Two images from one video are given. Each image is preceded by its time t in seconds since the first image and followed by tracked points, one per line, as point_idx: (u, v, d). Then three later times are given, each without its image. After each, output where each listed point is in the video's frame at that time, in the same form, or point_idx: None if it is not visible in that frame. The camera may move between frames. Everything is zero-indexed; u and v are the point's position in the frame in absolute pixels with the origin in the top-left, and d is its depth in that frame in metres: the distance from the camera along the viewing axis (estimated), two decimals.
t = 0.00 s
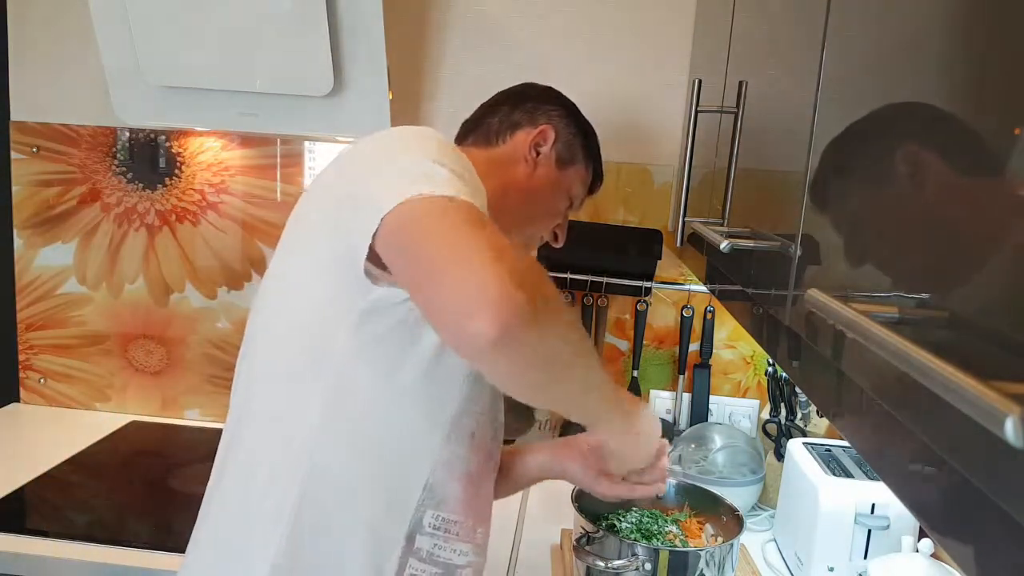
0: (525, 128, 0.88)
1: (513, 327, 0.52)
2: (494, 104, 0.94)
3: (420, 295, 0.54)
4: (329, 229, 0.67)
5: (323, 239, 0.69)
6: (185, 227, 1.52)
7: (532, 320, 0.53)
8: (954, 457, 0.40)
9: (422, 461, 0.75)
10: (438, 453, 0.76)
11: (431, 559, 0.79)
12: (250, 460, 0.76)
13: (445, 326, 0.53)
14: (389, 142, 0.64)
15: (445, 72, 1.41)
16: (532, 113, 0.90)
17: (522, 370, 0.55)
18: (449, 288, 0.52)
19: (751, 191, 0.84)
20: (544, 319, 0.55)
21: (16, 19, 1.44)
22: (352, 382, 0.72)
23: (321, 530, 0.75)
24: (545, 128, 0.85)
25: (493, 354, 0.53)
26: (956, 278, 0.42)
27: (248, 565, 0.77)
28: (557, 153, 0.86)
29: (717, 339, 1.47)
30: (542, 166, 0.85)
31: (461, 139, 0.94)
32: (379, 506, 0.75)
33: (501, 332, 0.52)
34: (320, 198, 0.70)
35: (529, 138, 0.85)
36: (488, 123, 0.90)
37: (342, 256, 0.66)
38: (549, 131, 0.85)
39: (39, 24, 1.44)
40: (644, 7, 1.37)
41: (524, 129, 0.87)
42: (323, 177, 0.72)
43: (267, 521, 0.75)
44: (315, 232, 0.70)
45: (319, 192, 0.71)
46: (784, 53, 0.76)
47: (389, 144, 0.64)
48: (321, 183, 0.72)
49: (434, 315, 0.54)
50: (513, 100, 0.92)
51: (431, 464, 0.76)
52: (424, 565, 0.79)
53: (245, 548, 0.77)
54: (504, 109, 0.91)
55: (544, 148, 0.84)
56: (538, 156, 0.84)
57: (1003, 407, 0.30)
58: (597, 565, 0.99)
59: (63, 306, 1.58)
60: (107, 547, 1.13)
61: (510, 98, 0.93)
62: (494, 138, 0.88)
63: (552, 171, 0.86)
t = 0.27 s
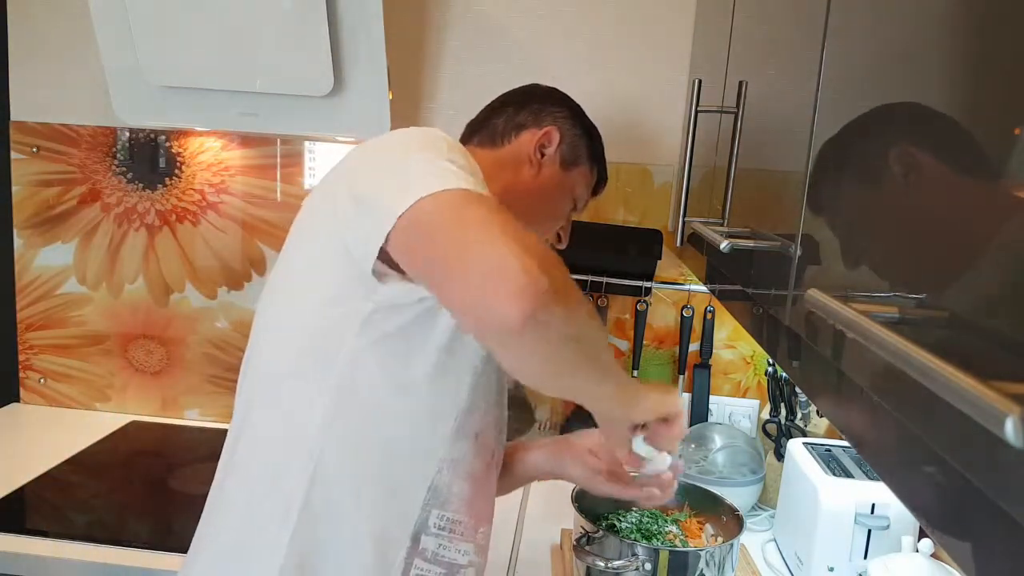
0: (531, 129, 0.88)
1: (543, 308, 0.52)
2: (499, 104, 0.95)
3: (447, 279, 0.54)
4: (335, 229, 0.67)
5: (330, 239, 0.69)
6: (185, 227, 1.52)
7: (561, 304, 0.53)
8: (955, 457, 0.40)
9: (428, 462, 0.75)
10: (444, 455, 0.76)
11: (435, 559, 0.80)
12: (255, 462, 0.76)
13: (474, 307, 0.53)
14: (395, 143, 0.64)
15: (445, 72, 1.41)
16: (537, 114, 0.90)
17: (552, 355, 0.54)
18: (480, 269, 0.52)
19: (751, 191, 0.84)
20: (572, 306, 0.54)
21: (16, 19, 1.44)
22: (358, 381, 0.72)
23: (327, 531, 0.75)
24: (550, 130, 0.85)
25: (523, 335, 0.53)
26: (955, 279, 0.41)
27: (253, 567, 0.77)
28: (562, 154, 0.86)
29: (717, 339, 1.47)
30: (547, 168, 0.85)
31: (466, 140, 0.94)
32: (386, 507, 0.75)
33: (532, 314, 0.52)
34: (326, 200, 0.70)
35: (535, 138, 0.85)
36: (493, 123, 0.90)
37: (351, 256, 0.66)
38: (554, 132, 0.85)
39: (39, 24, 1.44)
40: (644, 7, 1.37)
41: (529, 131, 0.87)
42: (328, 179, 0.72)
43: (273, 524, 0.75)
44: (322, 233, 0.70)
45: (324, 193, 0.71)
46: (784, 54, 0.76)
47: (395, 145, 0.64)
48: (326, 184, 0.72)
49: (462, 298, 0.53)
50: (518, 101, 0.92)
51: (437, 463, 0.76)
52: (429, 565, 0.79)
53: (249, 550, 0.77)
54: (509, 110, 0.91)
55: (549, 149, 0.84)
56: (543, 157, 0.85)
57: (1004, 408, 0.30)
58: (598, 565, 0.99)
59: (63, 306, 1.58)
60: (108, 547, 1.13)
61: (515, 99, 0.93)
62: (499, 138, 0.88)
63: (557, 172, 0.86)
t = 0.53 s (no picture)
0: (534, 133, 0.87)
1: (503, 349, 0.52)
2: (502, 107, 0.94)
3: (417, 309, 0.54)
4: (339, 230, 0.67)
5: (333, 240, 0.68)
6: (185, 227, 1.52)
7: (525, 345, 0.53)
8: (955, 457, 0.40)
9: (430, 464, 0.75)
10: (446, 456, 0.75)
11: (438, 562, 0.79)
12: (257, 464, 0.76)
13: (437, 341, 0.53)
14: (397, 147, 0.64)
15: (445, 72, 1.41)
16: (540, 117, 0.90)
17: (514, 389, 0.54)
18: (446, 306, 0.52)
19: (751, 191, 0.83)
20: (541, 339, 0.54)
21: (16, 19, 1.44)
22: (360, 383, 0.71)
23: (330, 534, 0.74)
24: (553, 133, 0.84)
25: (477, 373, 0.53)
26: (955, 281, 0.41)
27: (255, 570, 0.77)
28: (564, 158, 0.86)
29: (717, 339, 1.46)
30: (549, 171, 0.84)
31: (469, 143, 0.94)
32: (388, 509, 0.75)
33: (490, 355, 0.52)
34: (330, 200, 0.70)
35: (537, 141, 0.85)
36: (495, 126, 0.90)
37: (354, 258, 0.66)
38: (557, 135, 0.85)
39: (39, 23, 1.44)
40: (644, 7, 1.37)
41: (532, 133, 0.87)
42: (332, 179, 0.72)
43: (275, 525, 0.75)
44: (325, 234, 0.69)
45: (328, 194, 0.71)
46: (785, 53, 0.76)
47: (397, 149, 0.63)
48: (331, 184, 0.72)
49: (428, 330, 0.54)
50: (521, 104, 0.92)
51: (439, 463, 0.76)
52: (431, 568, 0.79)
53: (251, 552, 0.77)
54: (512, 113, 0.91)
55: (552, 152, 0.84)
56: (546, 160, 0.84)
57: (1004, 407, 0.30)
58: (598, 565, 0.99)
59: (62, 306, 1.57)
60: (107, 547, 1.13)
61: (518, 102, 0.93)
62: (501, 141, 0.87)
63: (560, 176, 0.85)
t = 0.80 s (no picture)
0: (532, 129, 0.87)
1: (524, 327, 0.51)
2: (500, 103, 0.94)
3: (434, 293, 0.54)
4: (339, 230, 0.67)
5: (333, 240, 0.68)
6: (185, 227, 1.52)
7: (546, 322, 0.53)
8: (954, 457, 0.40)
9: (432, 462, 0.75)
10: (447, 455, 0.76)
11: (440, 559, 0.79)
12: (258, 465, 0.76)
13: (455, 322, 0.53)
14: (397, 144, 0.64)
15: (445, 72, 1.41)
16: (539, 113, 0.90)
17: (534, 373, 0.54)
18: (464, 287, 0.52)
19: (751, 191, 0.84)
20: (560, 318, 0.54)
21: (16, 19, 1.44)
22: (362, 382, 0.71)
23: (333, 533, 0.74)
24: (553, 129, 0.84)
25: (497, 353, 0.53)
26: (954, 279, 0.41)
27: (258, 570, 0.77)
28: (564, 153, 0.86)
29: (717, 339, 1.46)
30: (548, 167, 0.84)
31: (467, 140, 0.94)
32: (389, 508, 0.75)
33: (511, 334, 0.51)
34: (329, 200, 0.70)
35: (536, 138, 0.85)
36: (494, 123, 0.90)
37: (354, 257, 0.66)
38: (557, 131, 0.85)
39: (39, 23, 1.44)
40: (644, 7, 1.37)
41: (531, 130, 0.87)
42: (330, 179, 0.72)
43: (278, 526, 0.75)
44: (324, 234, 0.69)
45: (326, 194, 0.71)
46: (784, 54, 0.76)
47: (397, 146, 0.63)
48: (329, 184, 0.72)
49: (445, 313, 0.53)
50: (520, 100, 0.92)
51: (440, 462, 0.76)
52: (433, 564, 0.79)
53: (253, 553, 0.77)
54: (511, 109, 0.91)
55: (551, 148, 0.84)
56: (545, 156, 0.84)
57: (1004, 407, 0.30)
58: (598, 565, 0.99)
59: (62, 306, 1.57)
60: (107, 547, 1.13)
61: (516, 98, 0.93)
62: (500, 138, 0.88)
63: (559, 171, 0.85)
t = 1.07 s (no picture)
0: (533, 128, 0.87)
1: (529, 318, 0.52)
2: (500, 102, 0.94)
3: (436, 286, 0.54)
4: (339, 229, 0.67)
5: (333, 241, 0.68)
6: (185, 227, 1.52)
7: (550, 312, 0.53)
8: (955, 457, 0.40)
9: (431, 463, 0.75)
10: (447, 454, 0.76)
11: (441, 559, 0.80)
12: (258, 466, 0.76)
13: (458, 313, 0.53)
14: (398, 145, 0.64)
15: (445, 72, 1.41)
16: (540, 113, 0.89)
17: (536, 363, 0.55)
18: (468, 279, 0.52)
19: (751, 191, 0.83)
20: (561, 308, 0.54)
21: (15, 19, 1.44)
22: (363, 381, 0.71)
23: (333, 535, 0.74)
24: (553, 128, 0.85)
25: (500, 343, 0.53)
26: (954, 279, 0.41)
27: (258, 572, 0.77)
28: (564, 152, 0.86)
29: (717, 339, 1.46)
30: (549, 166, 0.84)
31: (468, 139, 0.94)
32: (389, 509, 0.75)
33: (516, 324, 0.52)
34: (329, 201, 0.70)
35: (537, 137, 0.85)
36: (494, 122, 0.90)
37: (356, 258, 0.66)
38: (557, 130, 0.85)
39: (38, 23, 1.44)
40: (644, 6, 1.37)
41: (531, 129, 0.87)
42: (330, 180, 0.72)
43: (278, 527, 0.75)
44: (325, 234, 0.69)
45: (327, 194, 0.71)
46: (784, 53, 0.76)
47: (397, 147, 0.63)
48: (329, 185, 0.72)
49: (448, 305, 0.54)
50: (519, 98, 0.92)
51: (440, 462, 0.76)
52: (433, 565, 0.79)
53: (253, 555, 0.77)
54: (511, 107, 0.91)
55: (551, 148, 0.84)
56: (545, 156, 0.84)
57: (1004, 407, 0.30)
58: (598, 565, 0.99)
59: (62, 306, 1.58)
60: (107, 547, 1.13)
61: (516, 97, 0.93)
62: (501, 137, 0.88)
63: (560, 170, 0.86)
